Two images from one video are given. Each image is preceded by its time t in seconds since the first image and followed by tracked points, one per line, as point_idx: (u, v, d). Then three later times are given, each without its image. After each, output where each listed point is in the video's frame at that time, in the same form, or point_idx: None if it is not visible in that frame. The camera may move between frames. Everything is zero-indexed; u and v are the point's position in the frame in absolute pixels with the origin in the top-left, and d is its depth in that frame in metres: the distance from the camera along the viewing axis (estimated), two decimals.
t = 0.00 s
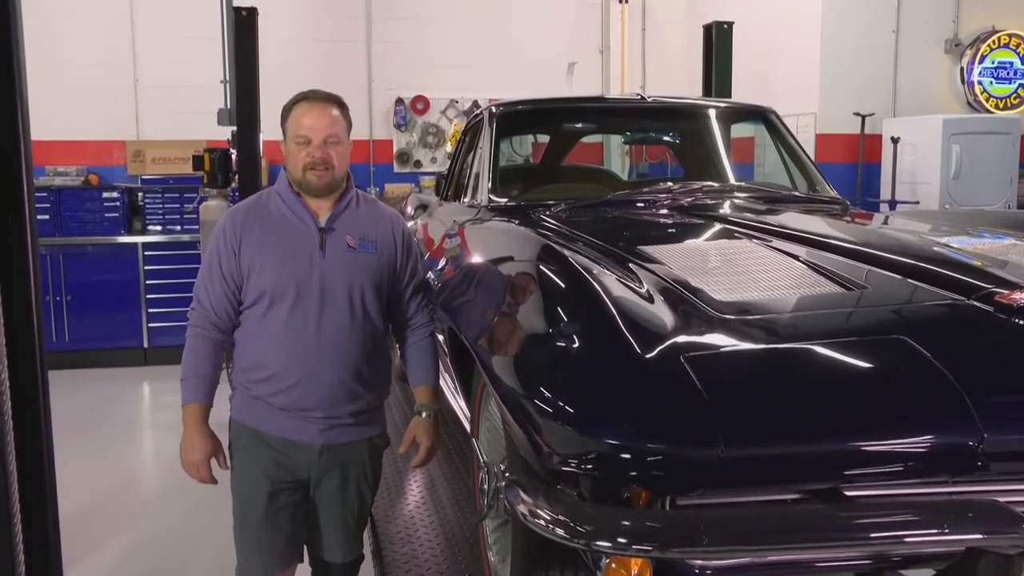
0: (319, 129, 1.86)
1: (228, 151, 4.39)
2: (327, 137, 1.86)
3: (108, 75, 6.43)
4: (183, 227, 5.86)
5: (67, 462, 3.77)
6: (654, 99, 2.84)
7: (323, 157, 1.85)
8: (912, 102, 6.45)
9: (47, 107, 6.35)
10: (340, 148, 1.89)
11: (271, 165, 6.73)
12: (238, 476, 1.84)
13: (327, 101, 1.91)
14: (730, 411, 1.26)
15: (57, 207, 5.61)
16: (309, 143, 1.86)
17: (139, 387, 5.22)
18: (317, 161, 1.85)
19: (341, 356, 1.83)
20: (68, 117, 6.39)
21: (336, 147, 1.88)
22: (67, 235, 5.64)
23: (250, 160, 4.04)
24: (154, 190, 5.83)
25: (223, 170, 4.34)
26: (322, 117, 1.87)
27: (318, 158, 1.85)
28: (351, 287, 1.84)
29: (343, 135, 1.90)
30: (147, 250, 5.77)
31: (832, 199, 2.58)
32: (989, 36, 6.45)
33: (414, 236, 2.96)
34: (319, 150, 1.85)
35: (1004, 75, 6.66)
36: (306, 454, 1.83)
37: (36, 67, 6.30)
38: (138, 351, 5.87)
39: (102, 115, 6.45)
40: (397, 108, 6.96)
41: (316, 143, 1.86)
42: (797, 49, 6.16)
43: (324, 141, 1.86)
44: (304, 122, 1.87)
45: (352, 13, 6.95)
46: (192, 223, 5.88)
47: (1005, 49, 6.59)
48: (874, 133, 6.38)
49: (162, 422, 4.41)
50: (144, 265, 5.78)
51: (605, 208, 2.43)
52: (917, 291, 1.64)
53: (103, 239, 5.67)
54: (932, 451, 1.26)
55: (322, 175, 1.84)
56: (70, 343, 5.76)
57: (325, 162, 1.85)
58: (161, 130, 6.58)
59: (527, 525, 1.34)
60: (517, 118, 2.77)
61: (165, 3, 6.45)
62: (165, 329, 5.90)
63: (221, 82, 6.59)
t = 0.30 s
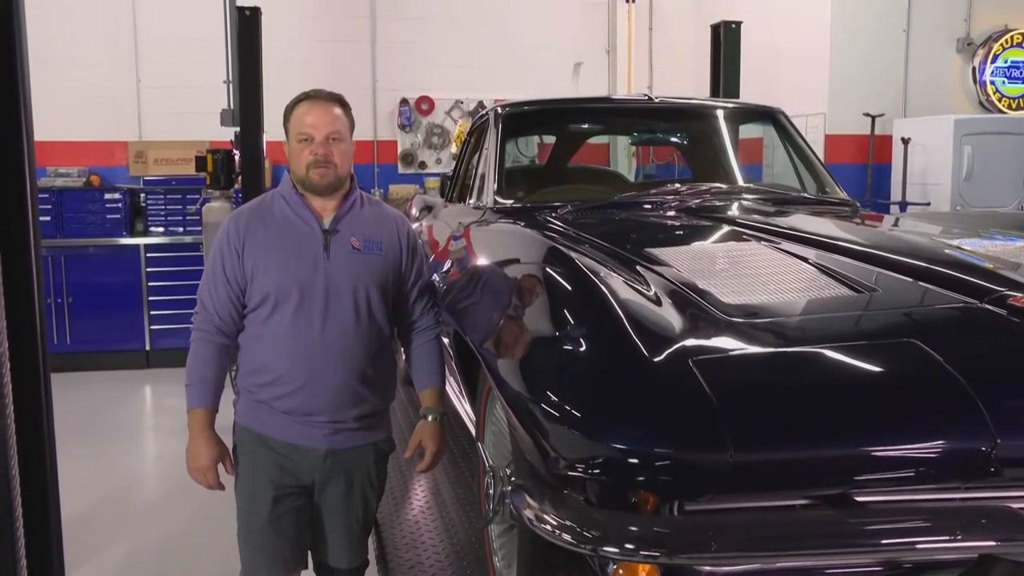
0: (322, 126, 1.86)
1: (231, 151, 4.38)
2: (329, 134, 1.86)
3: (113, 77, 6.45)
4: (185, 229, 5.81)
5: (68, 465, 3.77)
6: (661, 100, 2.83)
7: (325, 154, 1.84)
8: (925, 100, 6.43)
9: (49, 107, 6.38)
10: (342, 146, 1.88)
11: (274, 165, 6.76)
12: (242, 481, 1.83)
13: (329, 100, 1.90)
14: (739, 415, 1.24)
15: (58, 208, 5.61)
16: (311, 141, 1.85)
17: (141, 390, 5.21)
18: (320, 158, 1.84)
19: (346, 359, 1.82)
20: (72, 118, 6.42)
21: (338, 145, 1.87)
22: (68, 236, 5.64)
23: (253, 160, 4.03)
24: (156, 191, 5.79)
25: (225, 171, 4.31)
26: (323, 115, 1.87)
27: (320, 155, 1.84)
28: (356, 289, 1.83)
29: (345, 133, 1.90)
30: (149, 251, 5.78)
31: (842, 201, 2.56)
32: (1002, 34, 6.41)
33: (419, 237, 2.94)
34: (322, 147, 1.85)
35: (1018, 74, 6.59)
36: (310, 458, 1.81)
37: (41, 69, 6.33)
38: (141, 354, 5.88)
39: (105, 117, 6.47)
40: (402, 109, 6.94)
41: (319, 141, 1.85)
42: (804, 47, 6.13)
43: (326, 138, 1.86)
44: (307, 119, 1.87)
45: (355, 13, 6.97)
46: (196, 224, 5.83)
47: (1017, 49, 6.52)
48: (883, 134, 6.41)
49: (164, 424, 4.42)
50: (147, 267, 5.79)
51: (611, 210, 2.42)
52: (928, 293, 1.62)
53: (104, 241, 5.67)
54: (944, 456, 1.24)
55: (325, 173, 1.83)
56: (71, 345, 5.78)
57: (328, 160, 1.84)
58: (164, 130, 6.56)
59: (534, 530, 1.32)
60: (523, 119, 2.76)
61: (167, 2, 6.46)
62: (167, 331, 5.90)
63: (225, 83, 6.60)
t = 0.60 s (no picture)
0: (324, 124, 1.85)
1: (233, 152, 4.35)
2: (331, 132, 1.85)
3: (116, 79, 6.46)
4: (188, 230, 5.81)
5: (66, 468, 3.76)
6: (668, 100, 2.81)
7: (327, 152, 1.84)
8: (936, 102, 6.21)
9: (51, 108, 6.39)
10: (345, 144, 1.87)
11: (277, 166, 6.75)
12: (245, 486, 1.81)
13: (332, 99, 1.89)
14: (747, 420, 1.23)
15: (60, 209, 5.61)
16: (314, 138, 1.85)
17: (143, 393, 5.21)
18: (322, 156, 1.83)
19: (349, 362, 1.80)
20: (76, 120, 6.43)
21: (341, 142, 1.86)
22: (69, 238, 5.64)
23: (258, 164, 3.98)
24: (159, 194, 5.77)
25: (229, 172, 4.30)
26: (326, 113, 1.86)
27: (323, 153, 1.83)
28: (359, 291, 1.82)
29: (348, 131, 1.88)
30: (150, 253, 5.78)
31: (851, 202, 2.54)
32: (1014, 32, 6.21)
33: (423, 238, 2.94)
34: (324, 145, 1.84)
35: None
36: (313, 463, 1.80)
37: (45, 69, 6.34)
38: (142, 356, 5.87)
39: (109, 118, 6.47)
40: (405, 109, 6.98)
41: (321, 138, 1.85)
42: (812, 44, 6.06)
43: (329, 136, 1.85)
44: (310, 117, 1.86)
45: (358, 12, 6.96)
46: (197, 225, 5.83)
47: None
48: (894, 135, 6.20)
49: (165, 428, 4.41)
50: (148, 269, 5.78)
51: (618, 211, 2.40)
52: (939, 296, 1.60)
53: (106, 242, 5.66)
54: (955, 461, 1.21)
55: (328, 171, 1.83)
56: (72, 347, 5.79)
57: (330, 158, 1.84)
58: (165, 132, 6.58)
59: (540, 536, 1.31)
60: (528, 120, 2.74)
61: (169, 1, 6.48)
62: (170, 333, 5.90)
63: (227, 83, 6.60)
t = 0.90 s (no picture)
0: (326, 123, 1.84)
1: (234, 153, 4.33)
2: (333, 131, 1.84)
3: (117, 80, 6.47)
4: (188, 232, 5.85)
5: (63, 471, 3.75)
6: (673, 101, 2.78)
7: (329, 151, 1.83)
8: (948, 98, 5.98)
9: (52, 108, 6.39)
10: (347, 144, 1.86)
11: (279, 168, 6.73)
12: (245, 489, 1.80)
13: (334, 99, 1.89)
14: (754, 424, 1.21)
15: (58, 211, 5.62)
16: (315, 138, 1.84)
17: (143, 397, 5.20)
18: (324, 155, 1.83)
19: (351, 365, 1.79)
20: (79, 121, 6.43)
21: (343, 142, 1.86)
22: (68, 239, 5.65)
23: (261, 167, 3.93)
24: (158, 195, 5.79)
25: (229, 174, 4.28)
26: (328, 112, 1.86)
27: (325, 152, 1.83)
28: (361, 293, 1.80)
29: (350, 130, 1.88)
30: (150, 255, 5.78)
31: (859, 204, 2.51)
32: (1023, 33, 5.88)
33: (426, 240, 2.93)
34: (325, 144, 1.83)
35: None
36: (314, 467, 1.78)
37: (48, 71, 6.35)
38: (142, 359, 5.87)
39: (112, 119, 6.49)
40: (408, 110, 6.97)
41: (322, 138, 1.84)
42: (819, 43, 5.99)
43: (330, 135, 1.84)
44: (311, 117, 1.85)
45: (362, 11, 6.97)
46: (197, 227, 5.86)
47: None
48: (902, 136, 5.99)
49: (165, 432, 4.39)
50: (148, 271, 5.79)
51: (622, 213, 2.38)
52: (948, 299, 1.57)
53: (105, 244, 5.66)
54: (965, 467, 1.19)
55: (329, 170, 1.82)
56: (71, 350, 5.78)
57: (332, 157, 1.83)
58: (165, 132, 6.59)
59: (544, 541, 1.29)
60: (532, 122, 2.72)
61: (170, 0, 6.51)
62: (169, 336, 5.89)
63: (227, 83, 6.61)
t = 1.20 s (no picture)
0: (326, 123, 1.83)
1: (233, 153, 4.32)
2: (333, 132, 1.83)
3: (117, 81, 6.48)
4: (188, 233, 5.86)
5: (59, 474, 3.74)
6: (678, 101, 2.76)
7: (329, 151, 1.82)
8: (954, 97, 5.96)
9: (52, 109, 6.40)
10: (347, 145, 1.85)
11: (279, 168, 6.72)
12: (244, 494, 1.78)
13: (334, 99, 1.88)
14: (760, 429, 1.19)
15: (57, 211, 5.62)
16: (315, 138, 1.83)
17: (142, 400, 5.19)
18: (324, 156, 1.81)
19: (351, 368, 1.77)
20: (81, 122, 6.45)
21: (343, 142, 1.84)
22: (67, 241, 5.66)
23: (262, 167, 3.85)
24: (156, 195, 5.82)
25: (229, 175, 4.27)
26: (328, 112, 1.84)
27: (325, 153, 1.82)
28: (361, 295, 1.79)
29: (350, 130, 1.87)
30: (149, 257, 5.77)
31: (866, 205, 2.49)
32: None
33: (428, 243, 2.92)
34: (325, 145, 1.82)
35: None
36: (314, 471, 1.77)
37: (50, 72, 6.36)
38: (140, 362, 5.87)
39: (112, 120, 6.50)
40: (409, 110, 6.96)
41: (322, 138, 1.83)
42: (819, 37, 5.96)
43: (330, 136, 1.83)
44: (311, 116, 1.84)
45: (362, 11, 6.95)
46: (197, 228, 5.88)
47: None
48: (910, 136, 5.95)
49: (164, 435, 4.39)
50: (148, 273, 5.78)
51: (627, 215, 2.36)
52: (956, 302, 1.55)
53: (103, 246, 5.67)
54: (974, 473, 1.17)
55: (329, 171, 1.81)
56: (69, 352, 5.78)
57: (331, 158, 1.82)
58: (164, 131, 6.60)
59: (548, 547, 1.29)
60: (535, 123, 2.70)
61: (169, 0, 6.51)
62: (168, 339, 5.88)
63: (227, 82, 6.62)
